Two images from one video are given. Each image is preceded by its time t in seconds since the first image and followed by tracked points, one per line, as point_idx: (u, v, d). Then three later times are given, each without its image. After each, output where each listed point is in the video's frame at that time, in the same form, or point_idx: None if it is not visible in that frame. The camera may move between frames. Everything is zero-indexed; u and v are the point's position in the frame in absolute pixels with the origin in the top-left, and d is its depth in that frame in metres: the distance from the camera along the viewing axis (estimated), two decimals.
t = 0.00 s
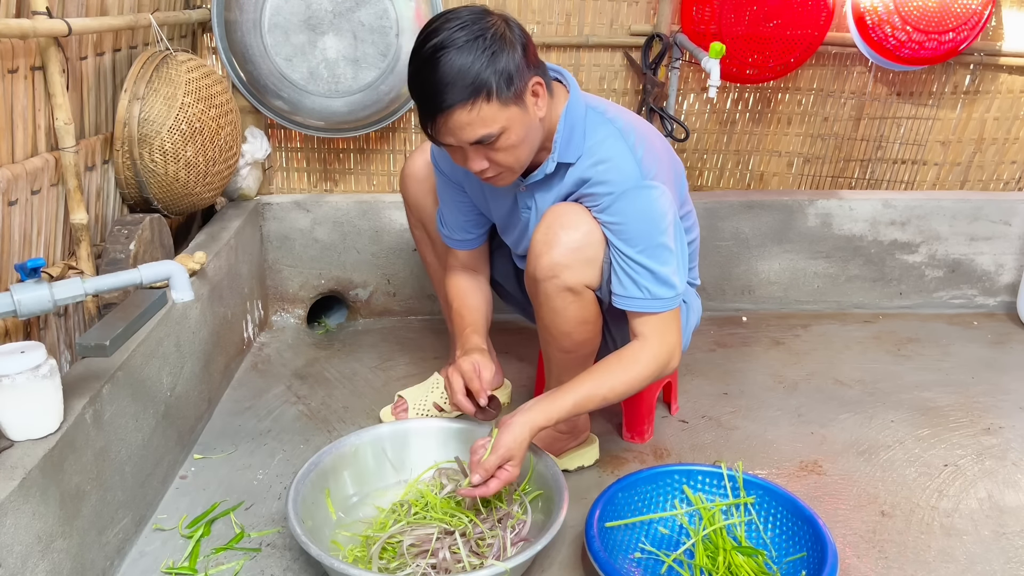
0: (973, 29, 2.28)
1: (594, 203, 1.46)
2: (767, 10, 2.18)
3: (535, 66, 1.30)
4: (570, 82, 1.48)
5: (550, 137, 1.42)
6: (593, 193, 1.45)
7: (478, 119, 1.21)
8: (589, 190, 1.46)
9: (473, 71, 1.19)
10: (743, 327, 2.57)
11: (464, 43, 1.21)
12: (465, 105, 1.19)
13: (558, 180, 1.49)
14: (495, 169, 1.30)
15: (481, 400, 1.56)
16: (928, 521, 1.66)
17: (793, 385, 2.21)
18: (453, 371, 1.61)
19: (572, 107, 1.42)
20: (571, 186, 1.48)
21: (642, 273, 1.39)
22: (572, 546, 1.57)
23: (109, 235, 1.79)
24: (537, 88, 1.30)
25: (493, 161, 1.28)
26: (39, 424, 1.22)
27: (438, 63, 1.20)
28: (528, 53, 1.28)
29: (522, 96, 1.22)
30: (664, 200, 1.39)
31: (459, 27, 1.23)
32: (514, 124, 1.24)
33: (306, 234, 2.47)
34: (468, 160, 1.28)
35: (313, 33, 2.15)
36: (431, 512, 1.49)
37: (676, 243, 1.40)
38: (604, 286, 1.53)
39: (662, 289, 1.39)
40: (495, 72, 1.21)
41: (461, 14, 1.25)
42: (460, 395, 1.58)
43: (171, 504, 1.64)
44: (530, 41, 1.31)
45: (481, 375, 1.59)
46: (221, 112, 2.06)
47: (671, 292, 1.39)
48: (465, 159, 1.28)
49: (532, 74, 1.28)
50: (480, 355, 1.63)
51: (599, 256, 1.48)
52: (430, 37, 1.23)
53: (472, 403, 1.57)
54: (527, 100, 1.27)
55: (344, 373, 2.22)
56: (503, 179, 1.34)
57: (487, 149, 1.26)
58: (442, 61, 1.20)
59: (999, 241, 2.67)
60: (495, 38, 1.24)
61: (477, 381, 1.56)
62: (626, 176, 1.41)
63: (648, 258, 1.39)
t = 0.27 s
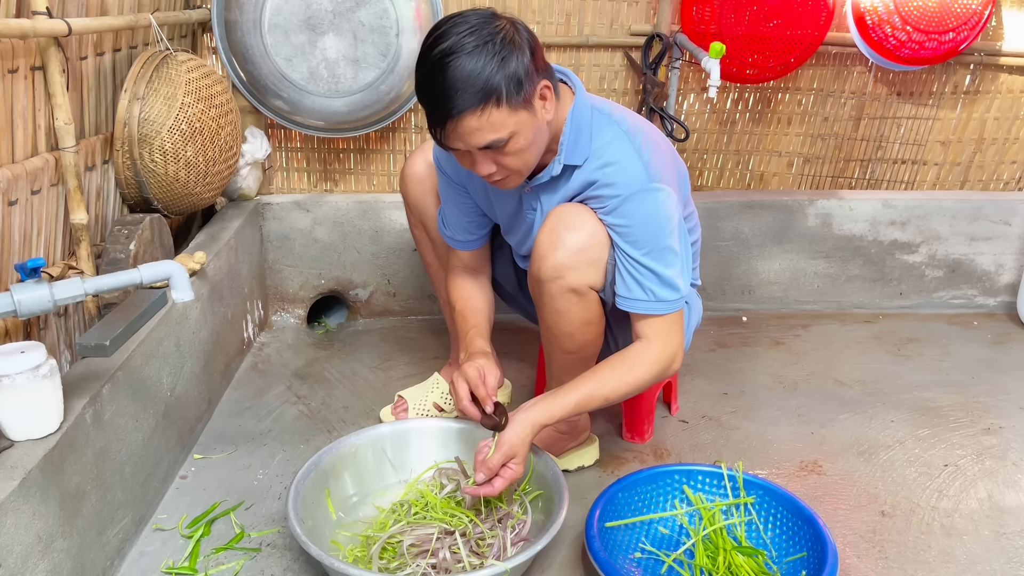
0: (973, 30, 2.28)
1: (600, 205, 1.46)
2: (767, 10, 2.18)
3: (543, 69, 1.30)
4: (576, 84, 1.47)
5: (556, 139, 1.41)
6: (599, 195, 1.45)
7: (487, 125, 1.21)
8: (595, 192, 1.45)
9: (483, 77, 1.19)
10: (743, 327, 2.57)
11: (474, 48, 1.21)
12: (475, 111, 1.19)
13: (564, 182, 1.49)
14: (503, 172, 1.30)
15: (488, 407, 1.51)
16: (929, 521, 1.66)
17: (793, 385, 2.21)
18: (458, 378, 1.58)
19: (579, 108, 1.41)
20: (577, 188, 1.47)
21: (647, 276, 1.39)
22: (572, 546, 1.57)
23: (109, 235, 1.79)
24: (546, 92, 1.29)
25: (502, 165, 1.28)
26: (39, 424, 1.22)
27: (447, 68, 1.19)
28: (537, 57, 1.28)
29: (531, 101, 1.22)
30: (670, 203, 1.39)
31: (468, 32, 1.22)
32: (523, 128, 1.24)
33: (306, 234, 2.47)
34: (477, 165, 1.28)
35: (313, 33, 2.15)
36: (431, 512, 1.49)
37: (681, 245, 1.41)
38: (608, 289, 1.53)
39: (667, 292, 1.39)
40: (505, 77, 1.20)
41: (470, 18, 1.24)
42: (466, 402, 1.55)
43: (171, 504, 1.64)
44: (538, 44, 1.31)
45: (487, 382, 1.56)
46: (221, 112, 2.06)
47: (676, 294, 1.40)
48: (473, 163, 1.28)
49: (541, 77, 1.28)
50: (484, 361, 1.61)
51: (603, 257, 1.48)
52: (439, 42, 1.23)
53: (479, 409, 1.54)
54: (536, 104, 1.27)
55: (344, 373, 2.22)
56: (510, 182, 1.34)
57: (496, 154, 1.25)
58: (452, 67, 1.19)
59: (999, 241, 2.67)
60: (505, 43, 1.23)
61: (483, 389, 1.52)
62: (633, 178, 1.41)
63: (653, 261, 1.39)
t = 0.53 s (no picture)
0: (974, 29, 2.28)
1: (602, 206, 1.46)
2: (767, 10, 2.18)
3: (545, 72, 1.30)
4: (579, 85, 1.47)
5: (559, 141, 1.41)
6: (600, 197, 1.45)
7: (489, 129, 1.21)
8: (598, 194, 1.45)
9: (485, 81, 1.18)
10: (743, 327, 2.57)
11: (475, 52, 1.20)
12: (477, 115, 1.19)
13: (566, 184, 1.49)
14: (504, 175, 1.30)
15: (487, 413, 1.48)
16: (929, 521, 1.66)
17: (793, 385, 2.21)
18: (458, 384, 1.57)
19: (582, 110, 1.41)
20: (579, 189, 1.48)
21: (648, 277, 1.39)
22: (572, 546, 1.57)
23: (109, 236, 1.79)
24: (548, 95, 1.29)
25: (504, 168, 1.28)
26: (39, 424, 1.22)
27: (450, 73, 1.19)
28: (539, 60, 1.28)
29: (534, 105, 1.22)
30: (673, 204, 1.39)
31: (470, 36, 1.22)
32: (525, 132, 1.25)
33: (306, 234, 2.47)
34: (479, 168, 1.28)
35: (313, 33, 2.15)
36: (431, 512, 1.49)
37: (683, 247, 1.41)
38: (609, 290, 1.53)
39: (669, 293, 1.39)
40: (508, 82, 1.20)
41: (471, 21, 1.24)
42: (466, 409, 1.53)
43: (171, 504, 1.64)
44: (540, 46, 1.30)
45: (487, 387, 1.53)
46: (221, 112, 2.06)
47: (678, 295, 1.40)
48: (475, 166, 1.28)
49: (543, 80, 1.28)
50: (484, 365, 1.60)
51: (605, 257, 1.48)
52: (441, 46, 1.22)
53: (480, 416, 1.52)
54: (538, 107, 1.27)
55: (344, 372, 2.22)
56: (512, 184, 1.35)
57: (498, 157, 1.26)
58: (454, 71, 1.19)
59: (999, 241, 2.67)
60: (506, 47, 1.23)
61: (483, 395, 1.50)
62: (635, 179, 1.41)
63: (654, 262, 1.39)
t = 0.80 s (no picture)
0: (974, 29, 2.28)
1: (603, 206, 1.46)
2: (767, 10, 2.18)
3: (546, 73, 1.29)
4: (579, 85, 1.47)
5: (560, 142, 1.41)
6: (601, 197, 1.45)
7: (489, 132, 1.21)
8: (599, 194, 1.45)
9: (485, 83, 1.18)
10: (743, 327, 2.57)
11: (476, 53, 1.20)
12: (477, 117, 1.19)
13: (567, 184, 1.49)
14: (504, 176, 1.31)
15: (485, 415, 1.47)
16: (929, 521, 1.66)
17: (793, 385, 2.21)
18: (457, 385, 1.56)
19: (583, 110, 1.41)
20: (580, 190, 1.48)
21: (649, 277, 1.39)
22: (572, 546, 1.57)
23: (109, 235, 1.79)
24: (549, 96, 1.29)
25: (504, 169, 1.29)
26: (39, 424, 1.22)
27: (450, 75, 1.19)
28: (540, 61, 1.27)
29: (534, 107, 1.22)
30: (673, 205, 1.40)
31: (471, 38, 1.21)
32: (525, 134, 1.25)
33: (306, 234, 2.47)
34: (479, 169, 1.28)
35: (313, 33, 2.14)
36: (431, 512, 1.49)
37: (683, 247, 1.41)
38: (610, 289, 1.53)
39: (669, 293, 1.40)
40: (508, 84, 1.20)
41: (472, 23, 1.24)
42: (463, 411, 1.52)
43: (171, 504, 1.64)
44: (541, 47, 1.30)
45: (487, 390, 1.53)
46: (221, 112, 2.06)
47: (679, 295, 1.40)
48: (475, 167, 1.28)
49: (544, 82, 1.28)
50: (483, 366, 1.59)
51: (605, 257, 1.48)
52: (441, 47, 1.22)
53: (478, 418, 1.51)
54: (538, 109, 1.27)
55: (344, 372, 2.22)
56: (511, 186, 1.35)
57: (498, 158, 1.26)
58: (454, 74, 1.19)
59: (999, 241, 2.67)
60: (507, 48, 1.22)
61: (482, 398, 1.50)
62: (636, 180, 1.41)
63: (655, 262, 1.39)
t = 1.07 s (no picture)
0: (974, 29, 2.28)
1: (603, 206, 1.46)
2: (768, 10, 2.18)
3: (546, 75, 1.29)
4: (579, 85, 1.47)
5: (560, 142, 1.41)
6: (601, 197, 1.45)
7: (487, 133, 1.21)
8: (599, 194, 1.45)
9: (484, 84, 1.18)
10: (743, 327, 2.57)
11: (475, 55, 1.20)
12: (475, 119, 1.19)
13: (567, 184, 1.48)
14: (503, 177, 1.31)
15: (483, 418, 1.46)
16: (929, 521, 1.66)
17: (793, 385, 2.21)
18: (454, 387, 1.55)
19: (583, 110, 1.41)
20: (580, 190, 1.47)
21: (649, 277, 1.39)
22: (572, 546, 1.57)
23: (109, 235, 1.79)
24: (549, 98, 1.29)
25: (503, 170, 1.29)
26: (39, 423, 1.22)
27: (449, 76, 1.19)
28: (539, 62, 1.27)
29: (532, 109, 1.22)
30: (673, 204, 1.40)
31: (471, 39, 1.21)
32: (524, 135, 1.25)
33: (306, 234, 2.47)
34: (478, 170, 1.29)
35: (313, 33, 2.14)
36: (431, 512, 1.49)
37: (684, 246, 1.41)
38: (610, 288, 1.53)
39: (670, 293, 1.40)
40: (507, 86, 1.20)
41: (472, 24, 1.23)
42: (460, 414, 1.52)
43: (171, 504, 1.64)
44: (541, 49, 1.30)
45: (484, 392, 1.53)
46: (221, 112, 2.06)
47: (679, 295, 1.40)
48: (474, 167, 1.28)
49: (543, 83, 1.28)
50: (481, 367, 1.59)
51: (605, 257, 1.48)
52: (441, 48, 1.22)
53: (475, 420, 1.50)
54: (538, 110, 1.27)
55: (344, 373, 2.22)
56: (510, 186, 1.35)
57: (497, 160, 1.26)
58: (454, 75, 1.19)
59: (999, 241, 2.67)
60: (507, 50, 1.22)
61: (478, 400, 1.49)
62: (636, 179, 1.41)
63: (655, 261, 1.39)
